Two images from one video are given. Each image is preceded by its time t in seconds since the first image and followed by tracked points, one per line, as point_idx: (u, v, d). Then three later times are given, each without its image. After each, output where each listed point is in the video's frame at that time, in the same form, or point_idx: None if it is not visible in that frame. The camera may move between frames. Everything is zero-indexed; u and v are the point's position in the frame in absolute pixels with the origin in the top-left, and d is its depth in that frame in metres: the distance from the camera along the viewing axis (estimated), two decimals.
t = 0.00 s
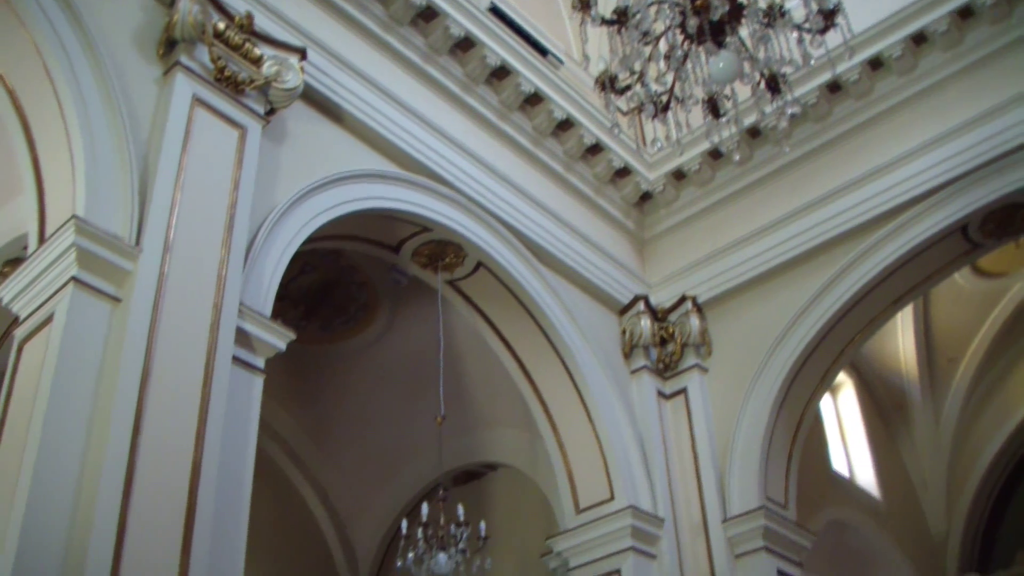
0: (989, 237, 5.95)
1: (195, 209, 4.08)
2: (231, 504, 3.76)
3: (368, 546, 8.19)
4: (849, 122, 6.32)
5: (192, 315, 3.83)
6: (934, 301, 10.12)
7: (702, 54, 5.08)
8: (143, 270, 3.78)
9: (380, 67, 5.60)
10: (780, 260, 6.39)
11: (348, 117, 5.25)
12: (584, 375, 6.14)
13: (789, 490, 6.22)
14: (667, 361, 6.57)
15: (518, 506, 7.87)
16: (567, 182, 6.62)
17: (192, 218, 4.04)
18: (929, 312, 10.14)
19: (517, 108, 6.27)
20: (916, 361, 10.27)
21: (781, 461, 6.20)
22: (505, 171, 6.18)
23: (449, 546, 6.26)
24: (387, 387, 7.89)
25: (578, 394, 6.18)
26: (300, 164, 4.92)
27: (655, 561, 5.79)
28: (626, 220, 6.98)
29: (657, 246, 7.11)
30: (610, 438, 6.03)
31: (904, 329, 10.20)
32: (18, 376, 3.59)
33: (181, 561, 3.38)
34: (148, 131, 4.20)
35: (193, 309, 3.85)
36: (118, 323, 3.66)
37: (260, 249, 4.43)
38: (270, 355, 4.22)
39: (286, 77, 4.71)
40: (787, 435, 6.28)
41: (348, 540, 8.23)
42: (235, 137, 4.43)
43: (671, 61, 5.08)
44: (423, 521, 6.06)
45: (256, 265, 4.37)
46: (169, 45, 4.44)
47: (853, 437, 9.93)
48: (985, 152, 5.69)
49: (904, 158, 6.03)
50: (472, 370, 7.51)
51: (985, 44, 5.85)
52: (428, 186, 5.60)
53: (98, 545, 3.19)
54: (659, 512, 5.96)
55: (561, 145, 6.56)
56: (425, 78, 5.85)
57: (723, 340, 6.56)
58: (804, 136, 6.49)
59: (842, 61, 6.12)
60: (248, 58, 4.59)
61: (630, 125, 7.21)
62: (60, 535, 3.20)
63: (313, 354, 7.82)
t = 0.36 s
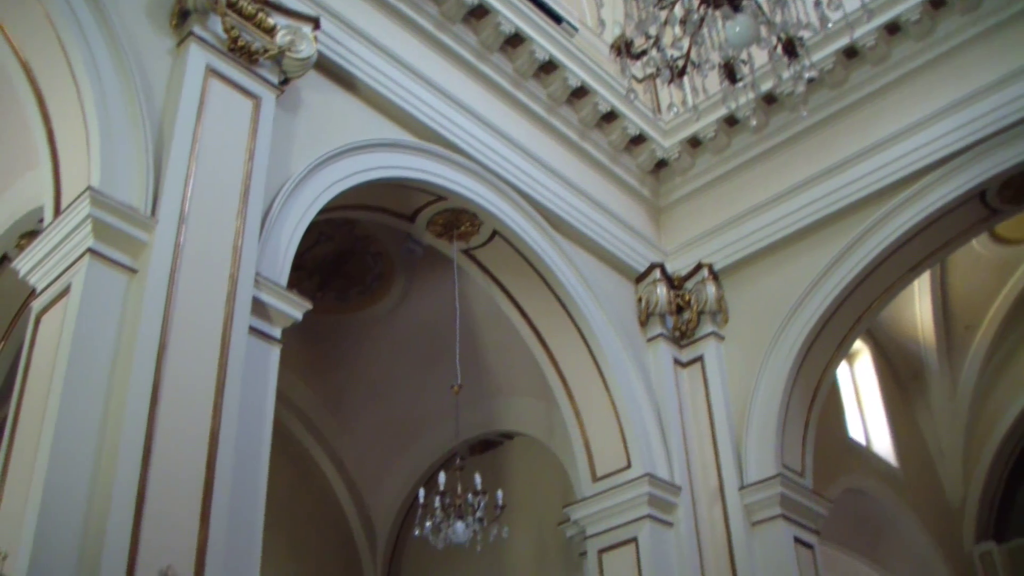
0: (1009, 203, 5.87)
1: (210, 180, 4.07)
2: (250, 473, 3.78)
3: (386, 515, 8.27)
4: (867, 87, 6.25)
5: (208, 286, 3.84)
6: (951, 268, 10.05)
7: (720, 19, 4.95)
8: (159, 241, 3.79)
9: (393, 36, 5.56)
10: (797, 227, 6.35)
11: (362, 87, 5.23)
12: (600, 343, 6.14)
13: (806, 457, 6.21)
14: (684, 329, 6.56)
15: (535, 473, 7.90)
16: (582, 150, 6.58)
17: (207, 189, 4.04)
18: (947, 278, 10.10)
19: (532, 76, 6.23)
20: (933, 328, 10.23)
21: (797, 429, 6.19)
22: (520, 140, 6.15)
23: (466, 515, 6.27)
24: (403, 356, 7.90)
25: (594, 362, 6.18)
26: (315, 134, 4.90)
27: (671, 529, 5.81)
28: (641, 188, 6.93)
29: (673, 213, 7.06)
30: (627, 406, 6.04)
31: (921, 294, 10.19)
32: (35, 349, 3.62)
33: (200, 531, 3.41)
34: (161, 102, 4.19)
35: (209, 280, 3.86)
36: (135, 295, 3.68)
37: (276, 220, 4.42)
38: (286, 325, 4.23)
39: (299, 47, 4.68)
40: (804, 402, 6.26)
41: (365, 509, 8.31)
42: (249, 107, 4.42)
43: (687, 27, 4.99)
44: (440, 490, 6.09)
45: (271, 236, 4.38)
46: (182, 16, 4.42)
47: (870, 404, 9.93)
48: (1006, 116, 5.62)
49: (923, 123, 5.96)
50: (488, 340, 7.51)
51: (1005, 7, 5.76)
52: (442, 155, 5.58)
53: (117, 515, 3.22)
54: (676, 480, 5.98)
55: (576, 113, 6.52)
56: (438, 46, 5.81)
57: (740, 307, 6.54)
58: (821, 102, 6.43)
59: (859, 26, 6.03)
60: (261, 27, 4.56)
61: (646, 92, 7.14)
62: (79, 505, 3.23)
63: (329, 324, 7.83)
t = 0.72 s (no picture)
0: None
1: (221, 149, 4.07)
2: (265, 441, 3.80)
3: (401, 482, 8.32)
4: (882, 50, 6.18)
5: (221, 255, 3.85)
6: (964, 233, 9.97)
7: None
8: (171, 210, 3.79)
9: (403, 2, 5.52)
10: (811, 191, 6.31)
11: (372, 54, 5.20)
12: (613, 309, 6.13)
13: (819, 423, 6.21)
14: (697, 296, 6.54)
15: (549, 440, 7.93)
16: (594, 117, 6.54)
17: (218, 158, 4.03)
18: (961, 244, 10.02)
19: (543, 42, 6.18)
20: (948, 294, 10.14)
21: (811, 394, 6.18)
22: (531, 106, 6.11)
23: (481, 482, 6.30)
24: (416, 323, 7.91)
25: (607, 328, 6.18)
26: (325, 102, 4.88)
27: (685, 495, 5.83)
28: (654, 154, 6.89)
29: (685, 179, 7.01)
30: (641, 373, 6.04)
31: (934, 260, 10.10)
32: (50, 319, 3.63)
33: (216, 498, 3.44)
34: (171, 71, 4.17)
35: (222, 249, 3.86)
36: (148, 264, 3.68)
37: (287, 188, 4.41)
38: (299, 294, 4.23)
39: (309, 14, 4.65)
40: (818, 368, 6.24)
41: (380, 476, 8.36)
42: (259, 76, 4.40)
43: None
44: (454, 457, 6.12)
45: (283, 204, 4.37)
46: None
47: (883, 369, 9.90)
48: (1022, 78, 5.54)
49: (939, 86, 5.90)
50: (501, 307, 7.51)
51: None
52: (453, 121, 5.55)
53: (132, 484, 3.24)
54: (690, 447, 5.99)
55: (587, 80, 6.47)
56: (449, 12, 5.77)
57: (753, 273, 6.51)
58: (835, 66, 6.37)
59: None
60: None
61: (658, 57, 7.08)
62: (95, 474, 3.26)
63: (342, 292, 7.85)
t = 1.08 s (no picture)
0: None
1: (233, 116, 4.05)
2: (278, 409, 3.82)
3: (411, 449, 8.36)
4: (898, 19, 6.11)
5: (233, 222, 3.85)
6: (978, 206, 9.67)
7: None
8: (182, 178, 3.78)
9: None
10: (825, 160, 6.26)
11: (384, 21, 5.17)
12: (624, 278, 6.11)
13: (830, 394, 6.20)
14: (708, 267, 6.51)
15: (559, 409, 7.96)
16: (605, 86, 6.49)
17: (230, 125, 4.02)
18: (974, 217, 9.75)
19: (555, 11, 6.13)
20: (960, 265, 10.01)
21: (822, 365, 6.17)
22: (543, 74, 6.07)
23: (492, 451, 6.30)
24: (427, 293, 7.91)
25: (618, 298, 6.17)
26: (337, 70, 4.86)
27: (696, 466, 5.84)
28: (666, 123, 6.84)
29: (698, 149, 6.96)
30: (652, 343, 6.03)
31: (946, 233, 9.91)
32: (61, 287, 3.64)
33: (227, 465, 3.46)
34: (182, 38, 4.16)
35: (233, 217, 3.85)
36: (159, 231, 3.69)
37: (299, 156, 4.40)
38: (311, 261, 4.24)
39: None
40: (829, 339, 6.22)
41: (390, 445, 8.41)
42: (270, 43, 4.38)
43: None
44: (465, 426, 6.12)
45: (295, 171, 4.36)
46: None
47: (895, 341, 9.89)
48: None
49: (955, 56, 5.83)
50: (512, 276, 7.50)
51: None
52: (465, 89, 5.52)
53: (144, 451, 3.26)
54: (700, 417, 5.99)
55: (599, 49, 6.42)
56: None
57: (765, 243, 6.48)
58: (849, 36, 6.30)
59: None
60: None
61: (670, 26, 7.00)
62: (107, 441, 3.28)
63: (353, 261, 7.85)
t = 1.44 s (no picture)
0: None
1: (243, 91, 4.04)
2: (288, 384, 3.83)
3: (421, 425, 8.39)
4: None
5: (244, 198, 3.84)
6: (991, 183, 9.61)
7: None
8: (192, 153, 3.78)
9: None
10: (837, 137, 6.22)
11: None
12: (635, 255, 6.10)
13: (840, 371, 6.20)
14: (719, 245, 6.51)
15: (569, 386, 7.97)
16: (616, 62, 6.46)
17: (240, 101, 4.01)
18: (986, 194, 9.71)
19: None
20: (971, 245, 10.00)
21: (832, 342, 6.15)
22: (553, 50, 6.03)
23: (502, 427, 6.32)
24: (437, 269, 7.91)
25: (629, 274, 6.16)
26: (347, 46, 4.84)
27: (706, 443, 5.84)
28: (677, 100, 6.80)
29: (709, 125, 6.93)
30: (662, 319, 6.02)
31: (958, 212, 9.89)
32: (72, 263, 3.66)
33: (238, 440, 3.48)
34: (191, 14, 4.15)
35: (244, 192, 3.85)
36: (169, 207, 3.69)
37: (309, 132, 4.39)
38: (321, 238, 4.23)
39: None
40: (840, 316, 6.20)
41: (400, 421, 8.44)
42: (280, 19, 4.36)
43: None
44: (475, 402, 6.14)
45: (305, 147, 4.35)
46: None
47: (905, 318, 9.84)
48: None
49: (968, 32, 5.78)
50: (523, 253, 7.50)
51: None
52: (475, 65, 5.49)
53: (155, 428, 3.28)
54: (710, 394, 5.99)
55: (611, 25, 6.36)
56: None
57: (776, 220, 6.45)
58: (862, 12, 6.24)
59: None
60: None
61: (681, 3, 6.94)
62: (118, 417, 3.30)
63: (363, 238, 7.84)
